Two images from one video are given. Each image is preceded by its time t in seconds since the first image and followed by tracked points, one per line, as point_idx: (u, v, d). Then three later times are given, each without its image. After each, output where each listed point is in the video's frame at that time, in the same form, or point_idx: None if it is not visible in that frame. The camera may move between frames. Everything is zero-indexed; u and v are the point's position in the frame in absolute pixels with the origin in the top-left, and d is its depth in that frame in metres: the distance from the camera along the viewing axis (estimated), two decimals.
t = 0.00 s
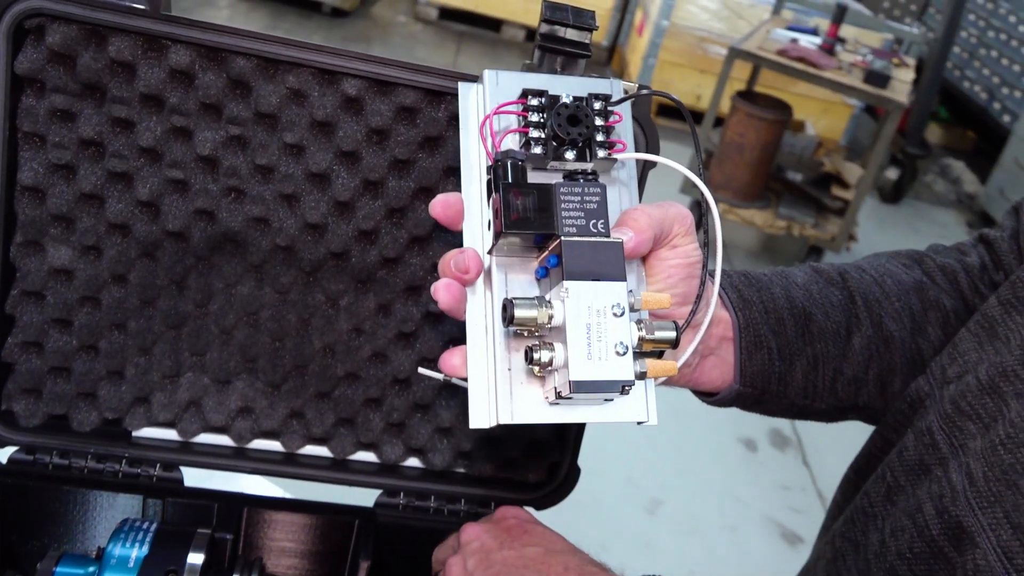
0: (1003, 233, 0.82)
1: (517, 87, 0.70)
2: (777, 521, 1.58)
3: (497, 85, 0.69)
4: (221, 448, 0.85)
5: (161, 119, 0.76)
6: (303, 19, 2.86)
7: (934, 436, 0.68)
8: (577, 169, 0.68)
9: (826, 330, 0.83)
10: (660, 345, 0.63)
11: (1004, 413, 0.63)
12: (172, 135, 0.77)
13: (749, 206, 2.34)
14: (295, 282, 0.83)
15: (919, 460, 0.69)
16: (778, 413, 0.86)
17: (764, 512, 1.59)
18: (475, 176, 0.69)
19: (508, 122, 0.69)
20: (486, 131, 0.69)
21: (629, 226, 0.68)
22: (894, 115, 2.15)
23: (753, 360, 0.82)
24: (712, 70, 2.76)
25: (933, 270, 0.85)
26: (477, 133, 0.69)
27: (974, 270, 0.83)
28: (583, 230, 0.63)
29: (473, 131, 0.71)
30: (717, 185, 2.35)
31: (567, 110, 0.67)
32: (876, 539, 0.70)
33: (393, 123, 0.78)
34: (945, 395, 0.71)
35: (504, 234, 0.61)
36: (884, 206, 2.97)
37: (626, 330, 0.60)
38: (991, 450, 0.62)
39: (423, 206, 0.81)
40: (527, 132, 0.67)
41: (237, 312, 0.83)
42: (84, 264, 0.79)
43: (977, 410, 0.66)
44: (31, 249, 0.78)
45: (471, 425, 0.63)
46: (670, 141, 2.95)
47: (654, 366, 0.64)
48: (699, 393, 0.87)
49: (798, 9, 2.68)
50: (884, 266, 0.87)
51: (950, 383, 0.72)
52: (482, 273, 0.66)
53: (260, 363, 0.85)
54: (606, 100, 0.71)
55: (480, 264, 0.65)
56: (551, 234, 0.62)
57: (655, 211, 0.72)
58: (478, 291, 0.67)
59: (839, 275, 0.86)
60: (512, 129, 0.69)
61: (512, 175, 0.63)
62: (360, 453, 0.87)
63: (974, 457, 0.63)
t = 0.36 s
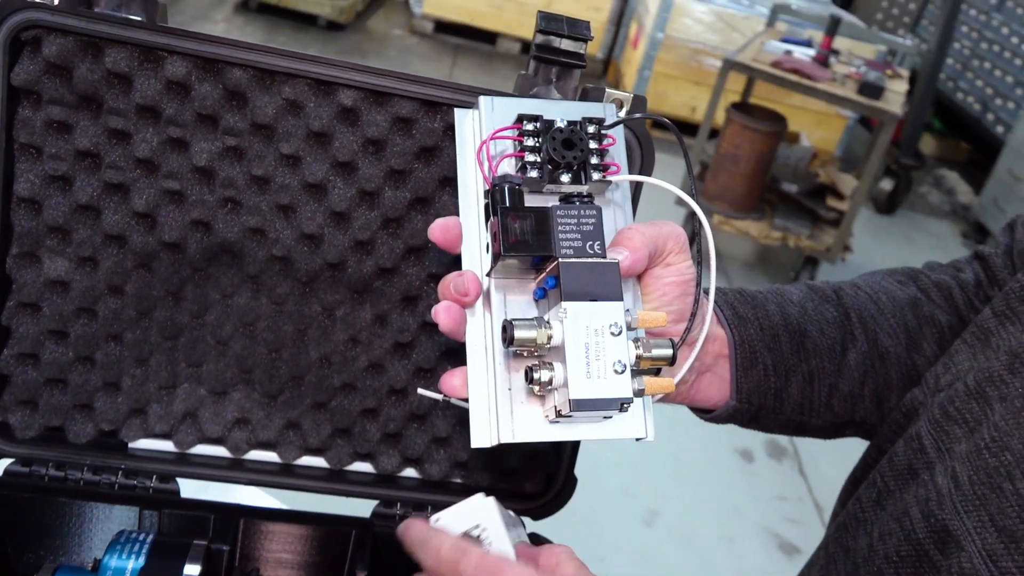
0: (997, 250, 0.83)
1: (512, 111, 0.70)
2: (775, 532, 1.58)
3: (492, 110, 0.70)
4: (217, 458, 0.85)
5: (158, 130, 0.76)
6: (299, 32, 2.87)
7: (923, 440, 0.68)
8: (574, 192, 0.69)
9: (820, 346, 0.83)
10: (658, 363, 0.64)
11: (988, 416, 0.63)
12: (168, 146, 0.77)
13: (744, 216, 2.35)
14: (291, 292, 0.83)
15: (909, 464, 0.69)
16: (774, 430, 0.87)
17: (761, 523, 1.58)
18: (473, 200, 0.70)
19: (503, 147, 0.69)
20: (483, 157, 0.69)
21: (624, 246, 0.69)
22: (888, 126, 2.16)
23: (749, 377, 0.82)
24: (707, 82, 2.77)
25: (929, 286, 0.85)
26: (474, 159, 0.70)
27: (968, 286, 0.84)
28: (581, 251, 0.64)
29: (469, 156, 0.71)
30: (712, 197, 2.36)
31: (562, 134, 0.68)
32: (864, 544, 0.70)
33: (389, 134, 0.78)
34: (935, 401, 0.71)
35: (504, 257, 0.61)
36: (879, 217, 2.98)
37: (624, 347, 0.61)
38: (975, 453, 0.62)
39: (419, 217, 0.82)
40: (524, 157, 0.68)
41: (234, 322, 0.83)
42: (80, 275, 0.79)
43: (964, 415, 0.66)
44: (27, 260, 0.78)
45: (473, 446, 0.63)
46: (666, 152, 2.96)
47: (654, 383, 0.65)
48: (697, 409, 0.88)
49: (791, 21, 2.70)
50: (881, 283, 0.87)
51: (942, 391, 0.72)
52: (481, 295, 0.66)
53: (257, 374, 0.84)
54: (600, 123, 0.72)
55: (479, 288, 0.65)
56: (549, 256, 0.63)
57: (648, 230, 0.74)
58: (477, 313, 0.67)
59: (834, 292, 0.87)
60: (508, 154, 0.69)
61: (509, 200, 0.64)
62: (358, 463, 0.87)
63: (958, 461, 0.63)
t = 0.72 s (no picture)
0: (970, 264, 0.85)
1: (488, 144, 0.72)
2: (771, 537, 1.58)
3: (469, 143, 0.71)
4: (210, 464, 0.85)
5: (152, 139, 0.77)
6: (294, 38, 2.88)
7: (915, 462, 0.69)
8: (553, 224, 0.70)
9: (804, 367, 0.84)
10: (646, 398, 0.64)
11: (982, 439, 0.65)
12: (162, 155, 0.78)
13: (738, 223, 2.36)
14: (284, 299, 0.83)
15: (900, 487, 0.70)
16: (766, 452, 0.87)
17: (756, 527, 1.60)
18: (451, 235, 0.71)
19: (480, 180, 0.71)
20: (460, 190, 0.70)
21: (606, 277, 0.69)
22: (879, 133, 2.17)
23: (735, 402, 0.83)
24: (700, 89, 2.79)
25: (908, 301, 0.86)
26: (450, 193, 0.71)
27: (947, 300, 0.85)
28: (563, 287, 0.64)
29: (446, 190, 0.72)
30: (706, 203, 2.37)
31: (539, 166, 0.69)
32: (858, 570, 0.71)
33: (381, 142, 0.79)
34: (927, 423, 0.72)
35: (485, 294, 0.63)
36: (872, 222, 3.00)
37: (610, 386, 0.60)
38: (975, 481, 0.63)
39: (411, 224, 0.82)
40: (501, 190, 0.69)
41: (227, 329, 0.83)
42: (75, 283, 0.79)
43: (956, 436, 0.67)
44: (21, 268, 0.78)
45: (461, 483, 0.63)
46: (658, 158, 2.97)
47: (642, 420, 0.66)
48: (683, 435, 0.89)
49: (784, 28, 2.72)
50: (859, 301, 0.88)
51: (933, 412, 0.73)
52: (463, 332, 0.67)
53: (250, 381, 0.85)
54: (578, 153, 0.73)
55: (461, 326, 0.67)
56: (530, 292, 0.63)
57: (629, 260, 0.74)
58: (460, 349, 0.68)
59: (815, 312, 0.87)
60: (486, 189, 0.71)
61: (489, 236, 0.65)
62: (351, 469, 0.87)
63: (956, 485, 0.64)
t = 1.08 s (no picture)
0: (951, 257, 0.86)
1: (469, 169, 0.71)
2: (762, 528, 1.59)
3: (449, 170, 0.71)
4: (201, 454, 0.85)
5: (143, 129, 0.77)
6: (284, 32, 2.88)
7: (907, 457, 0.68)
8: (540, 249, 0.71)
9: (795, 374, 0.85)
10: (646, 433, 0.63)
11: (976, 433, 0.63)
12: (153, 145, 0.78)
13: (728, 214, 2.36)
14: (275, 288, 0.83)
15: (891, 482, 0.68)
16: (756, 460, 0.88)
17: (748, 517, 1.61)
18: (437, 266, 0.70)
19: (463, 207, 0.71)
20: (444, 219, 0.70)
21: (599, 303, 0.69)
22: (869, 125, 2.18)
23: (726, 414, 0.84)
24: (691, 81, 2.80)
25: (890, 299, 0.87)
26: (433, 223, 0.70)
27: (928, 296, 0.86)
28: (558, 323, 0.63)
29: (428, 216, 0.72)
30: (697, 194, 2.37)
31: (525, 191, 0.70)
32: (852, 566, 0.69)
33: (371, 132, 0.79)
34: (916, 416, 0.72)
35: (477, 336, 0.62)
36: (862, 215, 3.01)
37: (611, 424, 0.62)
38: (971, 476, 0.62)
39: (401, 213, 0.82)
40: (487, 218, 0.70)
41: (218, 318, 0.83)
42: (65, 273, 0.79)
43: (949, 430, 0.65)
44: (12, 258, 0.79)
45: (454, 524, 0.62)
46: (649, 150, 2.97)
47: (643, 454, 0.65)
48: (677, 451, 0.89)
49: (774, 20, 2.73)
50: (842, 301, 0.88)
51: (922, 405, 0.72)
52: (453, 369, 0.67)
53: (242, 369, 0.85)
54: (563, 174, 0.73)
55: (451, 363, 0.66)
56: (525, 331, 0.63)
57: (621, 282, 0.74)
58: (450, 385, 0.67)
59: (802, 316, 0.88)
60: (470, 216, 0.71)
61: (478, 274, 0.65)
62: (342, 457, 0.88)
63: (950, 481, 0.63)
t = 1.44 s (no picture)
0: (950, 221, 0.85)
1: (457, 158, 0.71)
2: (759, 502, 1.60)
3: (438, 158, 0.70)
4: (197, 423, 0.85)
5: (133, 98, 0.76)
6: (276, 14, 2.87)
7: (902, 415, 0.68)
8: (532, 235, 0.71)
9: (792, 344, 0.84)
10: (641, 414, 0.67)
11: (970, 388, 0.63)
12: (143, 114, 0.77)
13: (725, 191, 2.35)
14: (268, 258, 0.83)
15: (888, 438, 0.69)
16: (755, 429, 0.88)
17: (745, 492, 1.61)
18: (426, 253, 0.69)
19: (453, 195, 0.70)
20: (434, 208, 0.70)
21: (592, 287, 0.69)
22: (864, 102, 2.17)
23: (725, 386, 0.84)
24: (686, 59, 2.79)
25: (887, 266, 0.87)
26: (422, 211, 0.70)
27: (924, 261, 0.85)
28: (551, 311, 0.64)
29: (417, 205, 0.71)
30: (691, 171, 2.36)
31: (515, 178, 0.70)
32: (847, 520, 0.70)
33: (364, 99, 0.78)
34: (914, 374, 0.72)
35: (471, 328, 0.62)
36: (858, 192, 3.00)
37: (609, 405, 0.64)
38: (965, 429, 0.62)
39: (393, 180, 0.81)
40: (477, 206, 0.69)
41: (212, 288, 0.83)
42: (58, 243, 0.79)
43: (943, 387, 0.66)
44: (3, 229, 0.79)
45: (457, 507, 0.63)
46: (645, 129, 2.96)
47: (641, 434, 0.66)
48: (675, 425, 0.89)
49: None
50: (839, 270, 0.88)
51: (919, 362, 0.72)
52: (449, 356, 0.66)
53: (236, 339, 0.85)
54: (552, 158, 0.73)
55: (446, 350, 0.66)
56: (519, 321, 0.63)
57: (614, 263, 0.74)
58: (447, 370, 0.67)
59: (798, 287, 0.87)
60: (460, 204, 0.70)
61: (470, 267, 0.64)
62: (338, 426, 0.88)
63: (944, 435, 0.63)
